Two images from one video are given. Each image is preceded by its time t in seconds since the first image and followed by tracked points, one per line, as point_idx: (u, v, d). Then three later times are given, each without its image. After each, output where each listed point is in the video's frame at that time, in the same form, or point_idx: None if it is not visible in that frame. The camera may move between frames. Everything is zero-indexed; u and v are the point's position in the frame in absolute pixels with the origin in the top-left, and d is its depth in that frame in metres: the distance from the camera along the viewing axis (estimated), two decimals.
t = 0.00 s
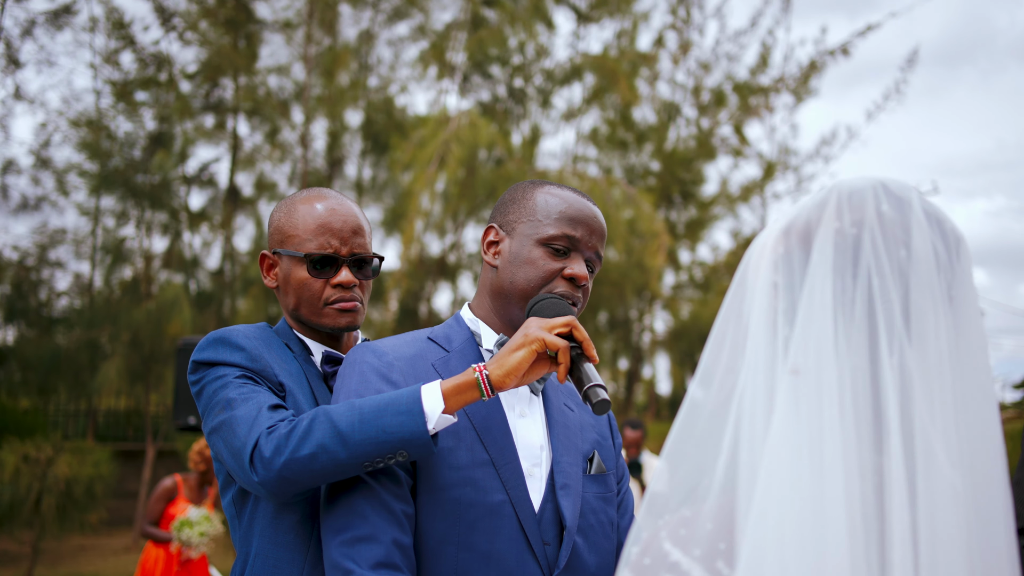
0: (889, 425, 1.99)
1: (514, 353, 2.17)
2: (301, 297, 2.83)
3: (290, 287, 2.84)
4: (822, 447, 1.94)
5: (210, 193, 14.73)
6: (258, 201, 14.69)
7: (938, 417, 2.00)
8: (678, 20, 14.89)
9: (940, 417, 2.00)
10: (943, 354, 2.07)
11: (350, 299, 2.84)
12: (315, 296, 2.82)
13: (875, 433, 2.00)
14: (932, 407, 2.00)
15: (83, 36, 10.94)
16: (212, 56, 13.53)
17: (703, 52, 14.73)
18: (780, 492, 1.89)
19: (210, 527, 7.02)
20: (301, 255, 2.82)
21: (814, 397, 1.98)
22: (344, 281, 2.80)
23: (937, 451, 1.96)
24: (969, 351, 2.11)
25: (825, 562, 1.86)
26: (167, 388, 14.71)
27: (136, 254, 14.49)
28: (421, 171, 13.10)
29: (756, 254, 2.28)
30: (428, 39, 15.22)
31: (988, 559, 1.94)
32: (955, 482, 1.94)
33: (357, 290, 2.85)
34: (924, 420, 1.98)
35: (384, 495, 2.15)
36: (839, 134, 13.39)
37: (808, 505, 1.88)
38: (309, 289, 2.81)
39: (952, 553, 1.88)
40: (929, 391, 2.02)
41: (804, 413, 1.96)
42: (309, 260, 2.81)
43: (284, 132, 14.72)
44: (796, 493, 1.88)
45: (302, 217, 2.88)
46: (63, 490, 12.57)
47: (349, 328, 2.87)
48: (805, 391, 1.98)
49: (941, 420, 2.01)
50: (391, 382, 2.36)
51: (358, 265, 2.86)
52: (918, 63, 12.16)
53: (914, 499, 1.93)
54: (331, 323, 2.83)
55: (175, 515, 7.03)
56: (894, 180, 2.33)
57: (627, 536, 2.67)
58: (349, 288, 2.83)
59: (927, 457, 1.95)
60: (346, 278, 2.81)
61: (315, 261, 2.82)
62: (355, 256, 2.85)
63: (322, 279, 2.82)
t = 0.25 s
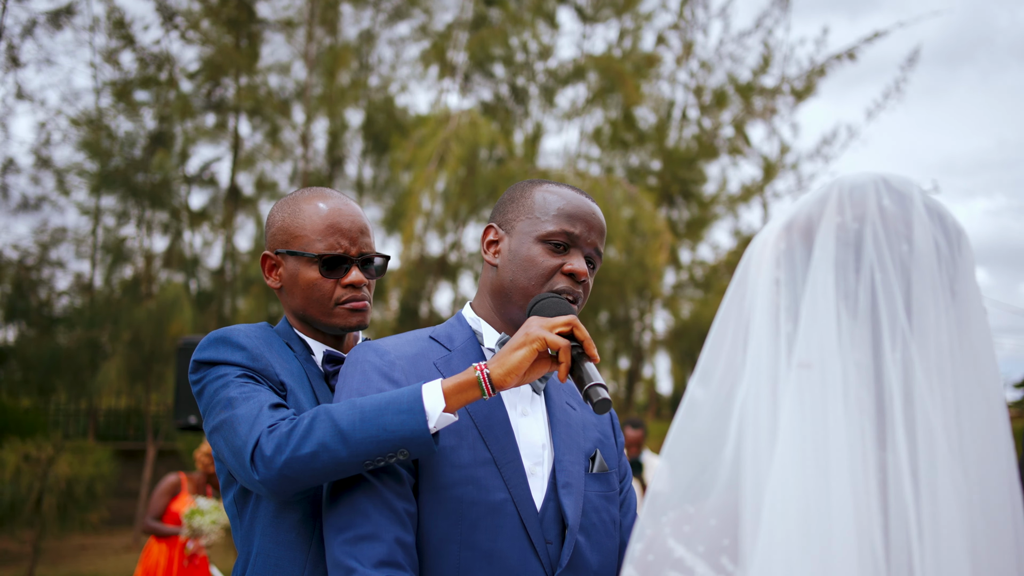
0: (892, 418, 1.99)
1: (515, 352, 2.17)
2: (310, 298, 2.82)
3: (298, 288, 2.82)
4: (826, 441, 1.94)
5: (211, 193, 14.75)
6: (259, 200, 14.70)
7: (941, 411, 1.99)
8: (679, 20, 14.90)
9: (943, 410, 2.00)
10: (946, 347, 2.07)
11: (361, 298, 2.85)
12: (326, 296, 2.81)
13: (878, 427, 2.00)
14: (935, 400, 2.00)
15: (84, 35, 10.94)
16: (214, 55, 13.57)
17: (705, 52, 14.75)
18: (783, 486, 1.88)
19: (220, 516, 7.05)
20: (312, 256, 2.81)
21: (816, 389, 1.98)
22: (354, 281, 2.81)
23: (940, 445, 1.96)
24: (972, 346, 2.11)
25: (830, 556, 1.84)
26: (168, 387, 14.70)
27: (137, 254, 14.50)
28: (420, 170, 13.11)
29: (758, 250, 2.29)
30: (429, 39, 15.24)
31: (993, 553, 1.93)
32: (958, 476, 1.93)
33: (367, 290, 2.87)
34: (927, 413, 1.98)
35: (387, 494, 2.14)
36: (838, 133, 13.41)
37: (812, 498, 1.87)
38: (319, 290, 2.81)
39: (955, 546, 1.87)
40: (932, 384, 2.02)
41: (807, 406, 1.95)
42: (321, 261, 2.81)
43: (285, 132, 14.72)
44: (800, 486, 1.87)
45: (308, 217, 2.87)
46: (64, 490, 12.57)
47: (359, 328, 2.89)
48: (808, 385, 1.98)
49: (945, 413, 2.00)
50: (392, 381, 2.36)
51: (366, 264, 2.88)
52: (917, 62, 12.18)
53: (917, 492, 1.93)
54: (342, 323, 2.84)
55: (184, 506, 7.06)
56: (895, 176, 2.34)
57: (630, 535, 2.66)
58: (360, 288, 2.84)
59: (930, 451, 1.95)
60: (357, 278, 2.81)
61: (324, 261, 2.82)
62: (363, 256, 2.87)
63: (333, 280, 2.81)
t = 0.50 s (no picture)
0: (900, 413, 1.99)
1: (521, 348, 2.16)
2: (318, 296, 2.82)
3: (305, 287, 2.83)
4: (833, 437, 1.94)
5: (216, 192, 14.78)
6: (264, 198, 14.71)
7: (947, 406, 1.99)
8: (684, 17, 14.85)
9: (950, 406, 1.99)
10: (954, 342, 2.05)
11: (368, 296, 2.85)
12: (334, 294, 2.81)
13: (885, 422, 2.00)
14: (941, 396, 1.99)
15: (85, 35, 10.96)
16: (219, 53, 13.59)
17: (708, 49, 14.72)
18: (791, 483, 1.88)
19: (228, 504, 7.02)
20: (319, 254, 2.82)
21: (824, 385, 1.98)
22: (362, 278, 2.81)
23: (948, 440, 1.95)
24: (981, 340, 2.10)
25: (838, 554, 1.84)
26: (173, 386, 14.71)
27: (141, 253, 14.56)
28: (425, 168, 13.10)
29: (764, 245, 2.28)
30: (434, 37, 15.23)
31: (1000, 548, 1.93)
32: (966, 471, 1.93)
33: (374, 287, 2.87)
34: (934, 408, 1.98)
35: (394, 491, 2.15)
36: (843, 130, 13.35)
37: (820, 494, 1.87)
38: (327, 289, 2.81)
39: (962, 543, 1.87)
40: (939, 380, 2.01)
41: (815, 403, 1.95)
42: (328, 259, 2.81)
43: (290, 130, 14.70)
44: (809, 484, 1.87)
45: (315, 215, 2.88)
46: (69, 488, 12.60)
47: (367, 326, 2.88)
48: (815, 381, 1.98)
49: (952, 408, 1.99)
50: (399, 378, 2.36)
51: (373, 261, 2.88)
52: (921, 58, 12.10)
53: (925, 488, 1.93)
54: (350, 321, 2.84)
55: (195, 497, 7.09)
56: (902, 170, 2.32)
57: (637, 531, 2.66)
58: (367, 285, 2.84)
59: (937, 446, 1.94)
60: (364, 276, 2.82)
61: (331, 259, 2.82)
62: (370, 254, 2.87)
63: (341, 278, 2.82)
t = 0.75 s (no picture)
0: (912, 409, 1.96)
1: (533, 345, 2.16)
2: (329, 293, 2.83)
3: (316, 284, 2.83)
4: (844, 433, 1.93)
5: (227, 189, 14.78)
6: (275, 196, 14.75)
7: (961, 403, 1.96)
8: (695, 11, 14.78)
9: (964, 402, 1.96)
10: (968, 339, 2.03)
11: (379, 293, 2.85)
12: (345, 292, 2.82)
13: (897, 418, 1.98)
14: (954, 392, 1.97)
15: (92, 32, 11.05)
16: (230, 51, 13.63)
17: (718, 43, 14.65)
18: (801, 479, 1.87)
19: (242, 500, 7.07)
20: (329, 251, 2.82)
21: (835, 381, 1.97)
22: (374, 276, 2.82)
23: (960, 438, 1.93)
24: (996, 336, 2.07)
25: (849, 550, 1.83)
26: (186, 383, 14.79)
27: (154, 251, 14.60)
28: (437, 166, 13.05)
29: (776, 241, 2.27)
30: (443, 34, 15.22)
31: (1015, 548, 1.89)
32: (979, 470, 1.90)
33: (385, 285, 2.87)
34: (945, 404, 1.95)
35: (406, 487, 2.15)
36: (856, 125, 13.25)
37: (830, 491, 1.86)
38: (338, 286, 2.82)
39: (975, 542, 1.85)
40: (952, 376, 1.98)
41: (825, 398, 1.94)
42: (338, 257, 2.82)
43: (300, 128, 14.73)
44: (819, 480, 1.86)
45: (326, 212, 2.88)
46: (83, 486, 12.69)
47: (377, 323, 2.89)
48: (825, 377, 1.97)
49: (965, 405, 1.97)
50: (410, 375, 2.37)
51: (383, 259, 2.89)
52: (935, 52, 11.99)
53: (937, 486, 1.90)
54: (361, 318, 2.85)
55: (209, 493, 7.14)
56: (914, 164, 2.31)
57: (649, 527, 2.66)
58: (378, 283, 2.85)
59: (949, 443, 1.92)
60: (375, 274, 2.82)
61: (342, 256, 2.82)
62: (381, 251, 2.88)
63: (352, 276, 2.82)
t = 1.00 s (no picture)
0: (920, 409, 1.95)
1: (540, 344, 2.16)
2: (335, 292, 2.83)
3: (323, 282, 2.83)
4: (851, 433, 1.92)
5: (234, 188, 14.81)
6: (282, 194, 14.76)
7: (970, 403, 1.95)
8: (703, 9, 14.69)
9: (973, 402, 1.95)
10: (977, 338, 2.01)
11: (385, 291, 2.85)
12: (351, 290, 2.82)
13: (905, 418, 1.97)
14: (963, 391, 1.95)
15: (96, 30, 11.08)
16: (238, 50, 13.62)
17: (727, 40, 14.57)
18: (809, 480, 1.86)
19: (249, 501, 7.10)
20: (336, 250, 2.82)
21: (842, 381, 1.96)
22: (380, 274, 2.81)
23: (969, 438, 1.91)
24: (1006, 335, 2.05)
25: (858, 550, 1.82)
26: (193, 381, 14.84)
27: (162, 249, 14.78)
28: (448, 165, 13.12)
29: (783, 240, 2.27)
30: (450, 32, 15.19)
31: None
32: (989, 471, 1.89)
33: (392, 283, 2.87)
34: (954, 406, 1.94)
35: (413, 486, 2.15)
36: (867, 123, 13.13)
37: (839, 491, 1.85)
38: (344, 284, 2.82)
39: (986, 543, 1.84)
40: (962, 376, 1.97)
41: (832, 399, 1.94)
42: (344, 255, 2.82)
43: (307, 126, 14.73)
44: (827, 481, 1.86)
45: (332, 210, 2.88)
46: (91, 483, 12.75)
47: (384, 321, 2.89)
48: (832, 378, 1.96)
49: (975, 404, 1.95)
50: (416, 374, 2.37)
51: (390, 257, 2.89)
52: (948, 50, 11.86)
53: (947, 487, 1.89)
54: (367, 317, 2.85)
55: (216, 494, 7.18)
56: (924, 162, 2.29)
57: (658, 524, 2.65)
58: (384, 282, 2.84)
59: (958, 444, 1.91)
60: (381, 272, 2.82)
61: (348, 254, 2.82)
62: (387, 249, 2.87)
63: (358, 274, 2.83)
